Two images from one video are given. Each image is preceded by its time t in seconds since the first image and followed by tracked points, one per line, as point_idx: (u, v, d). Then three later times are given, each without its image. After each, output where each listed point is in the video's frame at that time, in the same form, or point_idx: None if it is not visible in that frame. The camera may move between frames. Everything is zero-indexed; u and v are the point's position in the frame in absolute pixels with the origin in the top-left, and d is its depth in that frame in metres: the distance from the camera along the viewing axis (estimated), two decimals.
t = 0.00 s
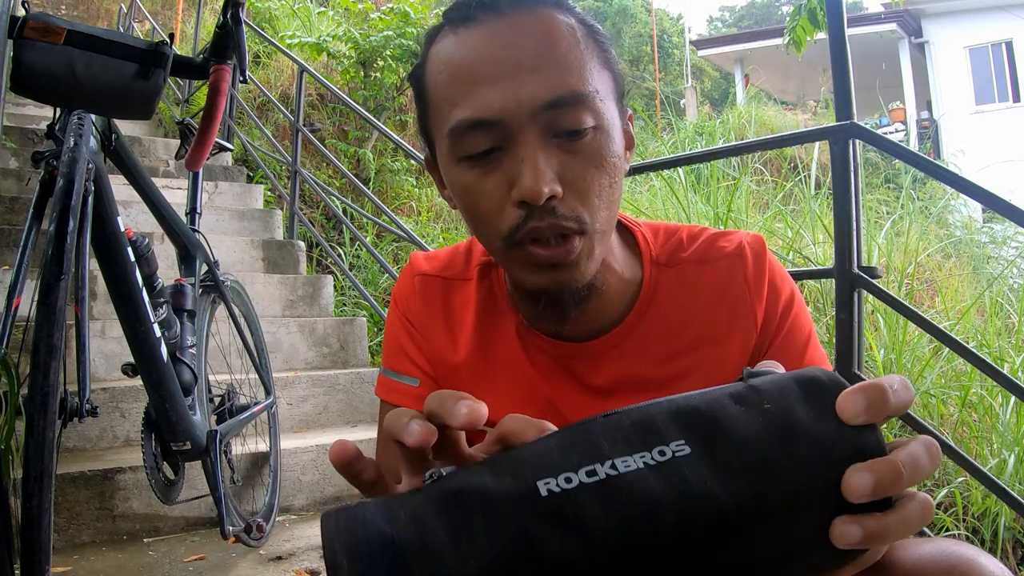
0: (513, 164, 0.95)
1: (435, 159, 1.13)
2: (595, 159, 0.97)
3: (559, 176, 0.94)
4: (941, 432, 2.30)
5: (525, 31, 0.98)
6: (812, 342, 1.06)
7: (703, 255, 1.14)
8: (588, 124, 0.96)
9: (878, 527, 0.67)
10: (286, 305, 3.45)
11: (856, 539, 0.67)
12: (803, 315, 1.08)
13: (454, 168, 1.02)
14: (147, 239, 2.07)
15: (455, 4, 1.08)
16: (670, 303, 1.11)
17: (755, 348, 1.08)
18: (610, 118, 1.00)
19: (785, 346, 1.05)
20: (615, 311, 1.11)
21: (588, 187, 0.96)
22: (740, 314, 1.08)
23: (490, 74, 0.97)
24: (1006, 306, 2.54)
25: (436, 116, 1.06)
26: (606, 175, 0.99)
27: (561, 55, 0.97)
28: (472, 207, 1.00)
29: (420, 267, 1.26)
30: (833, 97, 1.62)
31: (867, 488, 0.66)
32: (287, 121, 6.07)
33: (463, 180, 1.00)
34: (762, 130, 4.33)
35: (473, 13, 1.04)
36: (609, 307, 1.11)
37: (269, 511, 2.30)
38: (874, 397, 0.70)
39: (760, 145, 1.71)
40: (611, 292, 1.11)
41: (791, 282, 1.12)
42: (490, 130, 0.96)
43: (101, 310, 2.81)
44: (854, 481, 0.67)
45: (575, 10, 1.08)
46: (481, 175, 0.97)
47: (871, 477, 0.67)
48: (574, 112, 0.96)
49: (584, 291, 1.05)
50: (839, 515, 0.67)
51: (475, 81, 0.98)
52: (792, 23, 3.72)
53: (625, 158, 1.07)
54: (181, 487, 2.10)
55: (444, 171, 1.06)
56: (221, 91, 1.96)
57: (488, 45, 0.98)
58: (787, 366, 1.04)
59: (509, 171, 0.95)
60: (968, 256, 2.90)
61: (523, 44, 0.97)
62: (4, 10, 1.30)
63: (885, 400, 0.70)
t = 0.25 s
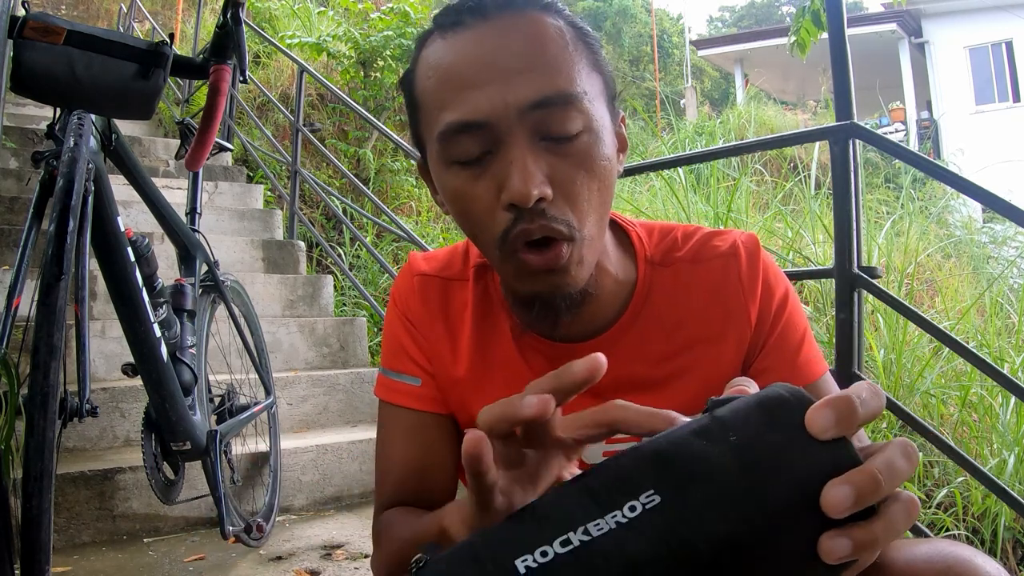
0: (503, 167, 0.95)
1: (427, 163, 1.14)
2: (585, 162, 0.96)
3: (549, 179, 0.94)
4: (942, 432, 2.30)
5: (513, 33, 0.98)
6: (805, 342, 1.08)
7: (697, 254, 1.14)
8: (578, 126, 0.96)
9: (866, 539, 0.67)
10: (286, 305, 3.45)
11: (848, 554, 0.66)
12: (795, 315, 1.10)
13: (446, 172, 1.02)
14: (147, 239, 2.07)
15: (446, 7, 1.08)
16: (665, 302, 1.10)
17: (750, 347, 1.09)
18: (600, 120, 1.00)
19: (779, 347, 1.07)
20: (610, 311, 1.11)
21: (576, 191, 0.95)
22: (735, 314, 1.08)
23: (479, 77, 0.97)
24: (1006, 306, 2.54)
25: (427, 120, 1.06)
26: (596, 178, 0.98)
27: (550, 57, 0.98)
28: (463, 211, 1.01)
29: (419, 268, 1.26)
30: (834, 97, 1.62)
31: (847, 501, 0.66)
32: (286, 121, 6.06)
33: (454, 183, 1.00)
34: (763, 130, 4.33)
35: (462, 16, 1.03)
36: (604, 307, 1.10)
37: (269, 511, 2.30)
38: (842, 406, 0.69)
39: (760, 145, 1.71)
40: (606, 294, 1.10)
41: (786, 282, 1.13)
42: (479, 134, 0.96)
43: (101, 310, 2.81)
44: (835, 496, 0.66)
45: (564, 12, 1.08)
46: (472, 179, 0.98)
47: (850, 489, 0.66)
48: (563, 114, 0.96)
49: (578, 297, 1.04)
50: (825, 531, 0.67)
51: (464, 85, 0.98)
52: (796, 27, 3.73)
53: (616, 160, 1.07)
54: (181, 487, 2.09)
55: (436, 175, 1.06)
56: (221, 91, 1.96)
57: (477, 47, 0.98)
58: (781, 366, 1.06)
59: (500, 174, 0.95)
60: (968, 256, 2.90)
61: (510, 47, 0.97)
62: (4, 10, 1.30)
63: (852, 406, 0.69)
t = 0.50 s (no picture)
0: (500, 163, 0.95)
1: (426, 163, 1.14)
2: (583, 160, 0.97)
3: (546, 176, 0.94)
4: (942, 432, 2.30)
5: (513, 29, 0.99)
6: (806, 343, 1.07)
7: (696, 256, 1.14)
8: (576, 123, 0.97)
9: (896, 543, 0.67)
10: (286, 305, 3.45)
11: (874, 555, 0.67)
12: (796, 317, 1.09)
13: (443, 169, 1.02)
14: (147, 239, 2.07)
15: (446, 7, 1.08)
16: (664, 305, 1.10)
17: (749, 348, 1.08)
18: (599, 119, 1.01)
19: (781, 348, 1.06)
20: (609, 313, 1.11)
21: (573, 188, 0.95)
22: (735, 316, 1.08)
23: (477, 73, 0.97)
24: (1006, 306, 2.54)
25: (425, 117, 1.06)
26: (594, 178, 0.98)
27: (550, 56, 0.98)
28: (459, 208, 1.00)
29: (410, 275, 1.26)
30: (834, 97, 1.62)
31: (882, 504, 0.66)
32: (286, 121, 6.06)
33: (451, 179, 1.00)
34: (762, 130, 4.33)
35: (464, 13, 1.04)
36: (601, 309, 1.10)
37: (269, 511, 2.30)
38: (889, 410, 0.69)
39: (760, 145, 1.71)
40: (603, 295, 1.10)
41: (785, 283, 1.13)
42: (476, 130, 0.97)
43: (100, 310, 2.81)
44: (870, 497, 0.67)
45: (566, 13, 1.08)
46: (468, 175, 0.98)
47: (886, 493, 0.67)
48: (562, 112, 0.96)
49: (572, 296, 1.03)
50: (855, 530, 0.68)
51: (463, 80, 0.98)
52: (799, 28, 3.74)
53: (616, 163, 1.06)
54: (181, 487, 2.09)
55: (433, 172, 1.06)
56: (221, 91, 1.96)
57: (476, 43, 0.98)
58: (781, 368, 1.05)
59: (496, 170, 0.95)
60: (968, 256, 2.90)
61: (510, 43, 0.97)
62: (4, 9, 1.30)
63: (901, 412, 0.69)
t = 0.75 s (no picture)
0: (501, 176, 0.95)
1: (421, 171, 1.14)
2: (584, 170, 0.97)
3: (548, 187, 0.95)
4: (942, 432, 2.29)
5: (512, 38, 0.98)
6: (801, 342, 1.08)
7: (691, 255, 1.14)
8: (577, 136, 0.97)
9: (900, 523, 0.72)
10: (286, 305, 3.45)
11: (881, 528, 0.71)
12: (791, 315, 1.09)
13: (441, 180, 1.02)
14: (147, 239, 2.07)
15: (441, 9, 1.07)
16: (660, 306, 1.10)
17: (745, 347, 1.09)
18: (599, 127, 1.01)
19: (776, 347, 1.07)
20: (604, 314, 1.11)
21: (576, 199, 0.96)
22: (730, 316, 1.08)
23: (477, 84, 0.96)
24: (1006, 306, 2.53)
25: (421, 127, 1.06)
26: (596, 186, 0.99)
27: (550, 65, 0.97)
28: (458, 219, 1.00)
29: (406, 277, 1.26)
30: (834, 97, 1.62)
31: (878, 500, 0.70)
32: (286, 121, 6.06)
33: (449, 191, 1.00)
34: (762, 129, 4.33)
35: (460, 21, 1.02)
36: (598, 311, 1.10)
37: (269, 511, 2.30)
38: (891, 485, 0.70)
39: (760, 146, 1.71)
40: (598, 297, 1.11)
41: (780, 281, 1.13)
42: (479, 144, 0.96)
43: (101, 310, 2.82)
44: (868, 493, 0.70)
45: (563, 16, 1.07)
46: (468, 187, 0.98)
47: (880, 489, 0.70)
48: (562, 123, 0.96)
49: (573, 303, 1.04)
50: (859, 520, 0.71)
51: (461, 92, 0.97)
52: (797, 27, 3.74)
53: (614, 168, 1.07)
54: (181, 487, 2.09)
55: (430, 183, 1.06)
56: (221, 91, 1.96)
57: (474, 53, 0.98)
58: (776, 367, 1.06)
59: (497, 183, 0.96)
60: (968, 256, 2.90)
61: (509, 52, 0.97)
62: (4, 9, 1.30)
63: (903, 480, 0.70)
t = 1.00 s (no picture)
0: (500, 180, 0.95)
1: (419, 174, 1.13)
2: (583, 172, 0.97)
3: (547, 191, 0.95)
4: (942, 432, 2.30)
5: (510, 40, 0.98)
6: (801, 342, 1.08)
7: (691, 255, 1.14)
8: (576, 137, 0.97)
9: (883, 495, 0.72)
10: (286, 305, 3.45)
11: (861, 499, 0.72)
12: (791, 316, 1.09)
13: (440, 184, 1.02)
14: (147, 239, 2.07)
15: (437, 10, 1.07)
16: (660, 306, 1.10)
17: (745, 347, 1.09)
18: (597, 127, 1.01)
19: (777, 347, 1.07)
20: (604, 315, 1.11)
21: (576, 201, 0.96)
22: (730, 316, 1.08)
23: (475, 87, 0.96)
24: (1006, 305, 2.53)
25: (418, 132, 1.06)
26: (595, 187, 0.99)
27: (547, 66, 0.97)
28: (456, 223, 1.00)
29: (404, 278, 1.26)
30: (833, 97, 1.62)
31: (859, 481, 0.71)
32: (286, 121, 6.06)
33: (448, 195, 1.00)
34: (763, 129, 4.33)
35: (455, 23, 1.02)
36: (598, 312, 1.10)
37: (269, 511, 2.30)
38: (870, 463, 0.71)
39: (760, 145, 1.71)
40: (599, 299, 1.10)
41: (780, 281, 1.13)
42: (477, 147, 0.96)
43: (101, 310, 2.82)
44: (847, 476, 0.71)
45: (560, 16, 1.07)
46: (467, 191, 0.98)
47: (861, 472, 0.71)
48: (561, 125, 0.96)
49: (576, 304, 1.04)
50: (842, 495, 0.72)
51: (459, 96, 0.97)
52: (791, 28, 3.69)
53: (613, 167, 1.07)
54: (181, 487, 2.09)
55: (428, 186, 1.06)
56: (221, 91, 1.96)
57: (471, 56, 0.98)
58: (776, 367, 1.07)
59: (496, 187, 0.96)
60: (968, 256, 2.90)
61: (507, 55, 0.97)
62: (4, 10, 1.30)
63: (885, 460, 0.71)
